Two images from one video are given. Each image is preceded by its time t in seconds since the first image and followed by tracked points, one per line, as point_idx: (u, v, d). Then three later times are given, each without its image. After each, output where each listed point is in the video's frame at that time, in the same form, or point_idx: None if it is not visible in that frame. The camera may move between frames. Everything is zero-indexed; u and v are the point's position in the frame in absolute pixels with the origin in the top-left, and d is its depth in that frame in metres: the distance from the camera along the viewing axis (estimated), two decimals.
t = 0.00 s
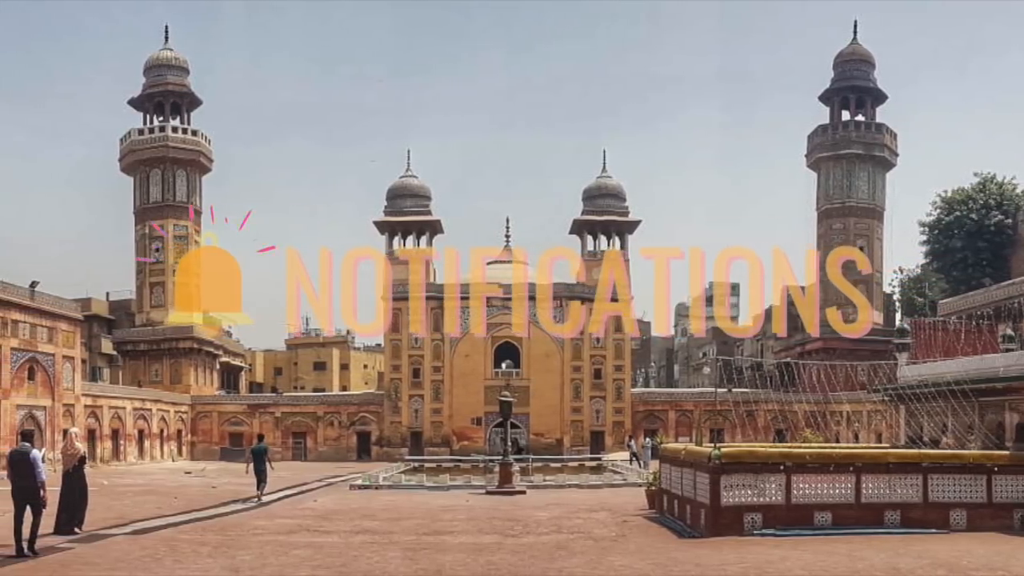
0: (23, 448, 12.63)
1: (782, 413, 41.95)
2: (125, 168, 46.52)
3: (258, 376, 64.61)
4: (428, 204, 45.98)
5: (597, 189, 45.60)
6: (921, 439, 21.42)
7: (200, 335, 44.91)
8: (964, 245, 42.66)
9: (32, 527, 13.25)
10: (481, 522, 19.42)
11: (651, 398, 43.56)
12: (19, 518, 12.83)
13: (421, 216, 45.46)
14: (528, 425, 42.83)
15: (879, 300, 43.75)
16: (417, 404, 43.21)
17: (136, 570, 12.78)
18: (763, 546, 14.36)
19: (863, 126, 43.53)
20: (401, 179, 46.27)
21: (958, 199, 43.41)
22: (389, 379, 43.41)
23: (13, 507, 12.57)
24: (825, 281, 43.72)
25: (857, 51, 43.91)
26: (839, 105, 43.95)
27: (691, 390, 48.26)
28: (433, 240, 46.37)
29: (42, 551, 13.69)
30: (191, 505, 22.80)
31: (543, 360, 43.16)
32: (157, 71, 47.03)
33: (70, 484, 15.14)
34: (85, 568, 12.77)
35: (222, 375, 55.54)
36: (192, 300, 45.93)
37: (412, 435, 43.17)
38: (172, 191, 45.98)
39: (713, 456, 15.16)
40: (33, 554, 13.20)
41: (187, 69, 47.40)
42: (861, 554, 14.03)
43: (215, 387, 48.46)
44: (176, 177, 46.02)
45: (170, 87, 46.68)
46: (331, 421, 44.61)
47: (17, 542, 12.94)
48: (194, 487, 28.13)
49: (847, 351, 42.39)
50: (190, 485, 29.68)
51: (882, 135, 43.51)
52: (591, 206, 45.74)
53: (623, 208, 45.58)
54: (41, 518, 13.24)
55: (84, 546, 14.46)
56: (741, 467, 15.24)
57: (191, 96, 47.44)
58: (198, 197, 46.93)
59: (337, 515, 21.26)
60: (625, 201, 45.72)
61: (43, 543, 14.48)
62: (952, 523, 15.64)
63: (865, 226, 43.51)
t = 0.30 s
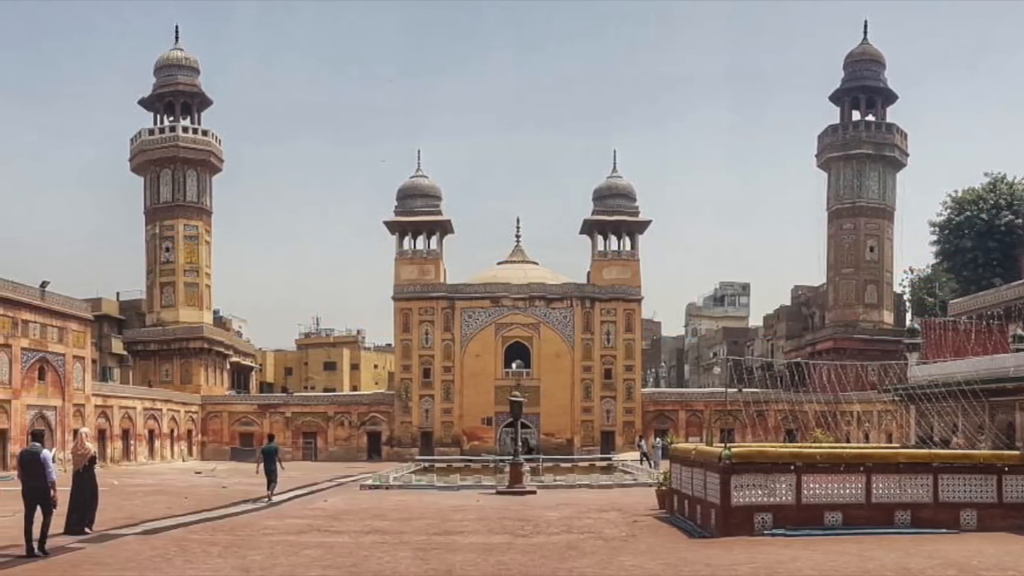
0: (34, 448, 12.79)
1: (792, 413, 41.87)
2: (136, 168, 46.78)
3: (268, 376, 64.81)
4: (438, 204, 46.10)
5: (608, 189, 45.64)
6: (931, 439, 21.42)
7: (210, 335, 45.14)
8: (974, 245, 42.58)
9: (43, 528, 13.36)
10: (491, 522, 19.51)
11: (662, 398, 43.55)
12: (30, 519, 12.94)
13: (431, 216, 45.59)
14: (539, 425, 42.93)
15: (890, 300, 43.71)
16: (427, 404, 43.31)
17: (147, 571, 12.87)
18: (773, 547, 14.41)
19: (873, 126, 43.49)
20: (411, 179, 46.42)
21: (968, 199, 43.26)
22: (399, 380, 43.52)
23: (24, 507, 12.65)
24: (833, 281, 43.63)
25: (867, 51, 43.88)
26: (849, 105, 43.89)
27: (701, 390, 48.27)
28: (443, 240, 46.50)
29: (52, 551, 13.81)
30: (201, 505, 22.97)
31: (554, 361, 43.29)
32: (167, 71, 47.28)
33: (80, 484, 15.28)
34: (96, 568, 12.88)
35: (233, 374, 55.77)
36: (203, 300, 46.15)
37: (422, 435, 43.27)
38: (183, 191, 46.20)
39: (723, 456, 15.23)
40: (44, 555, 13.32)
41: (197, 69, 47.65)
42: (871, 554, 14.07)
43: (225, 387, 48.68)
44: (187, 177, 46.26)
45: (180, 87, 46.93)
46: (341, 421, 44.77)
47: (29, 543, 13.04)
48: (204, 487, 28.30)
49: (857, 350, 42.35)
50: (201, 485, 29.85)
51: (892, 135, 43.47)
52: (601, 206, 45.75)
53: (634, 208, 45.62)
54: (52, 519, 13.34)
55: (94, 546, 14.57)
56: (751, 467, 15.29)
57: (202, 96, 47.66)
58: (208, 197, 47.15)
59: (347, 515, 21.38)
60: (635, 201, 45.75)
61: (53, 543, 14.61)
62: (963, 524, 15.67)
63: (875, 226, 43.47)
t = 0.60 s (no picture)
0: (44, 448, 12.91)
1: (803, 412, 41.49)
2: (146, 168, 47.03)
3: (279, 376, 65.05)
4: (448, 204, 46.22)
5: (618, 189, 45.68)
6: (941, 439, 21.46)
7: (220, 335, 45.35)
8: (984, 245, 42.48)
9: (54, 528, 13.48)
10: (501, 522, 19.60)
11: (673, 398, 43.58)
12: (41, 519, 13.06)
13: (441, 216, 45.72)
14: (549, 425, 42.98)
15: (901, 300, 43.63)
16: (437, 403, 43.43)
17: (157, 570, 12.98)
18: (784, 546, 14.46)
19: (884, 126, 43.44)
20: (421, 179, 46.56)
21: (979, 199, 43.10)
22: (410, 380, 43.65)
23: (34, 507, 12.80)
24: (843, 281, 43.60)
25: (877, 51, 43.84)
26: (859, 105, 43.83)
27: (712, 391, 48.26)
28: (453, 240, 46.61)
29: (63, 551, 13.94)
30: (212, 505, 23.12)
31: (564, 360, 43.35)
32: (178, 71, 47.53)
33: (91, 484, 15.41)
34: (106, 568, 12.99)
35: (243, 374, 56.01)
36: (213, 300, 46.37)
37: (432, 435, 43.38)
38: (193, 191, 46.42)
39: (733, 456, 15.29)
40: (54, 555, 13.43)
41: (207, 69, 47.89)
42: (882, 554, 14.12)
43: (236, 387, 48.90)
44: (197, 177, 46.48)
45: (190, 87, 47.17)
46: (351, 421, 44.94)
47: (39, 542, 13.19)
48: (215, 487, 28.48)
49: (867, 350, 42.34)
50: (211, 485, 30.03)
51: (902, 135, 43.40)
52: (611, 206, 45.80)
53: (644, 208, 45.66)
54: (62, 519, 13.45)
55: (105, 547, 14.70)
56: (762, 467, 15.34)
57: (212, 96, 47.88)
58: (219, 197, 47.37)
59: (358, 515, 21.50)
60: (645, 201, 45.79)
61: (64, 543, 14.74)
62: (973, 523, 15.68)
63: (885, 226, 43.40)
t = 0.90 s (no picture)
0: (55, 448, 13.04)
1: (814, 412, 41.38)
2: (157, 168, 47.28)
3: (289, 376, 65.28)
4: (458, 204, 46.34)
5: (628, 189, 45.72)
6: (951, 439, 21.49)
7: (231, 335, 45.56)
8: (995, 246, 42.41)
9: (64, 527, 13.61)
10: (512, 522, 19.69)
11: (683, 398, 43.60)
12: (50, 519, 13.18)
13: (451, 216, 45.84)
14: (559, 425, 43.04)
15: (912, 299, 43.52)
16: (448, 404, 43.54)
17: (168, 570, 13.11)
18: (794, 547, 14.51)
19: (894, 126, 43.38)
20: (431, 179, 46.70)
21: (989, 199, 42.94)
22: (420, 380, 43.76)
23: (45, 506, 12.94)
24: (854, 281, 43.56)
25: (887, 51, 43.79)
26: (870, 105, 43.77)
27: (722, 390, 48.26)
28: (463, 240, 46.72)
29: (73, 551, 14.08)
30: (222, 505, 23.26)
31: (574, 360, 43.41)
32: (188, 71, 47.76)
33: (101, 484, 15.55)
34: (117, 568, 13.12)
35: (254, 374, 56.25)
36: (223, 300, 46.59)
37: (443, 435, 43.48)
38: (203, 191, 46.64)
39: (744, 456, 15.34)
40: (64, 555, 13.56)
41: (217, 69, 48.11)
42: (892, 554, 14.15)
43: (246, 387, 49.10)
44: (207, 176, 46.71)
45: (201, 87, 47.40)
46: (362, 421, 45.10)
47: (50, 542, 13.30)
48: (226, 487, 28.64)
49: (878, 350, 42.31)
50: (222, 485, 30.20)
51: (913, 135, 43.33)
52: (621, 206, 45.84)
53: (654, 208, 45.70)
54: (72, 519, 13.58)
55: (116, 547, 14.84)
56: (772, 467, 15.39)
57: (222, 96, 48.10)
58: (229, 197, 47.59)
59: (368, 515, 21.62)
60: (656, 201, 45.83)
61: (75, 543, 14.89)
62: (983, 523, 15.71)
63: (896, 226, 43.33)
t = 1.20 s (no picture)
0: (65, 448, 13.16)
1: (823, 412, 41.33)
2: (167, 168, 47.52)
3: (299, 375, 65.50)
4: (469, 204, 46.46)
5: (639, 189, 45.75)
6: (961, 439, 21.50)
7: (241, 335, 45.77)
8: (1005, 246, 42.32)
9: (74, 528, 13.73)
10: (522, 522, 19.78)
11: (693, 398, 43.61)
12: (61, 519, 13.29)
13: (461, 216, 45.96)
14: (569, 425, 43.08)
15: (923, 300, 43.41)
16: (458, 404, 43.65)
17: (178, 570, 13.22)
18: (805, 547, 14.55)
19: (905, 126, 43.31)
20: (442, 179, 46.83)
21: (1000, 199, 42.80)
22: (430, 380, 43.86)
23: (55, 506, 13.05)
24: (864, 281, 43.51)
25: (898, 51, 43.73)
26: (880, 105, 43.70)
27: (732, 391, 48.28)
28: (473, 240, 46.83)
29: (84, 551, 14.21)
30: (232, 505, 23.41)
31: (584, 360, 43.47)
32: (199, 71, 47.99)
33: (111, 484, 15.68)
34: (128, 568, 13.24)
35: (264, 374, 56.47)
36: (233, 300, 46.80)
37: (453, 435, 43.58)
38: (213, 191, 46.86)
39: (754, 456, 15.39)
40: (75, 555, 13.67)
41: (228, 69, 48.34)
42: (903, 554, 14.19)
43: (257, 387, 49.30)
44: (218, 176, 46.94)
45: (211, 87, 47.62)
46: (372, 421, 45.25)
47: (60, 542, 13.41)
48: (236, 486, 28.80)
49: (888, 350, 42.28)
50: (232, 485, 30.36)
51: (923, 135, 43.27)
52: (631, 206, 45.88)
53: (664, 208, 45.73)
54: (82, 519, 13.69)
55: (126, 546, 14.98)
56: (782, 467, 15.43)
57: (232, 96, 48.33)
58: (239, 197, 47.80)
59: (378, 515, 21.73)
60: (666, 201, 45.87)
61: (85, 544, 15.02)
62: (994, 523, 15.73)
63: (907, 226, 43.25)
